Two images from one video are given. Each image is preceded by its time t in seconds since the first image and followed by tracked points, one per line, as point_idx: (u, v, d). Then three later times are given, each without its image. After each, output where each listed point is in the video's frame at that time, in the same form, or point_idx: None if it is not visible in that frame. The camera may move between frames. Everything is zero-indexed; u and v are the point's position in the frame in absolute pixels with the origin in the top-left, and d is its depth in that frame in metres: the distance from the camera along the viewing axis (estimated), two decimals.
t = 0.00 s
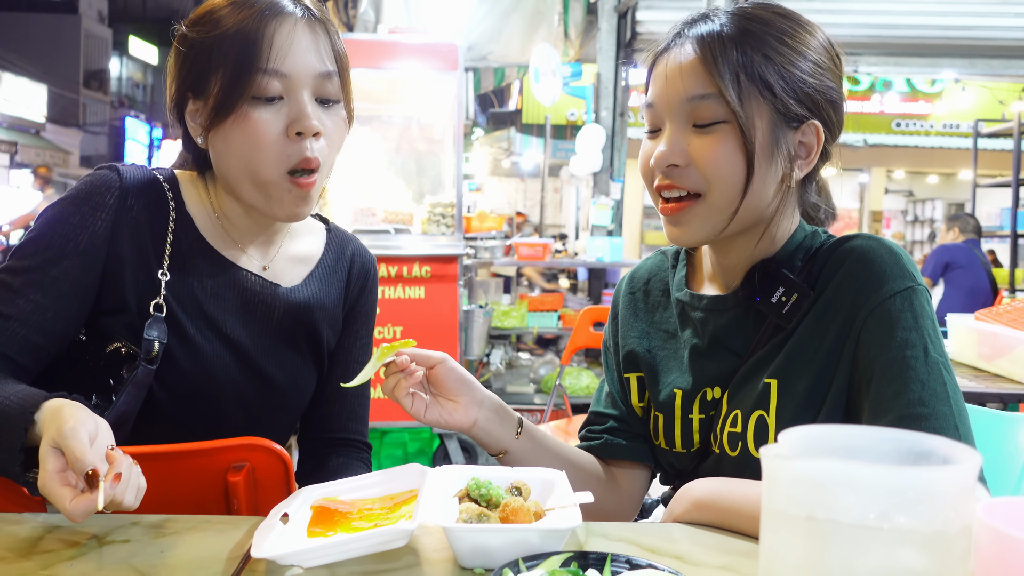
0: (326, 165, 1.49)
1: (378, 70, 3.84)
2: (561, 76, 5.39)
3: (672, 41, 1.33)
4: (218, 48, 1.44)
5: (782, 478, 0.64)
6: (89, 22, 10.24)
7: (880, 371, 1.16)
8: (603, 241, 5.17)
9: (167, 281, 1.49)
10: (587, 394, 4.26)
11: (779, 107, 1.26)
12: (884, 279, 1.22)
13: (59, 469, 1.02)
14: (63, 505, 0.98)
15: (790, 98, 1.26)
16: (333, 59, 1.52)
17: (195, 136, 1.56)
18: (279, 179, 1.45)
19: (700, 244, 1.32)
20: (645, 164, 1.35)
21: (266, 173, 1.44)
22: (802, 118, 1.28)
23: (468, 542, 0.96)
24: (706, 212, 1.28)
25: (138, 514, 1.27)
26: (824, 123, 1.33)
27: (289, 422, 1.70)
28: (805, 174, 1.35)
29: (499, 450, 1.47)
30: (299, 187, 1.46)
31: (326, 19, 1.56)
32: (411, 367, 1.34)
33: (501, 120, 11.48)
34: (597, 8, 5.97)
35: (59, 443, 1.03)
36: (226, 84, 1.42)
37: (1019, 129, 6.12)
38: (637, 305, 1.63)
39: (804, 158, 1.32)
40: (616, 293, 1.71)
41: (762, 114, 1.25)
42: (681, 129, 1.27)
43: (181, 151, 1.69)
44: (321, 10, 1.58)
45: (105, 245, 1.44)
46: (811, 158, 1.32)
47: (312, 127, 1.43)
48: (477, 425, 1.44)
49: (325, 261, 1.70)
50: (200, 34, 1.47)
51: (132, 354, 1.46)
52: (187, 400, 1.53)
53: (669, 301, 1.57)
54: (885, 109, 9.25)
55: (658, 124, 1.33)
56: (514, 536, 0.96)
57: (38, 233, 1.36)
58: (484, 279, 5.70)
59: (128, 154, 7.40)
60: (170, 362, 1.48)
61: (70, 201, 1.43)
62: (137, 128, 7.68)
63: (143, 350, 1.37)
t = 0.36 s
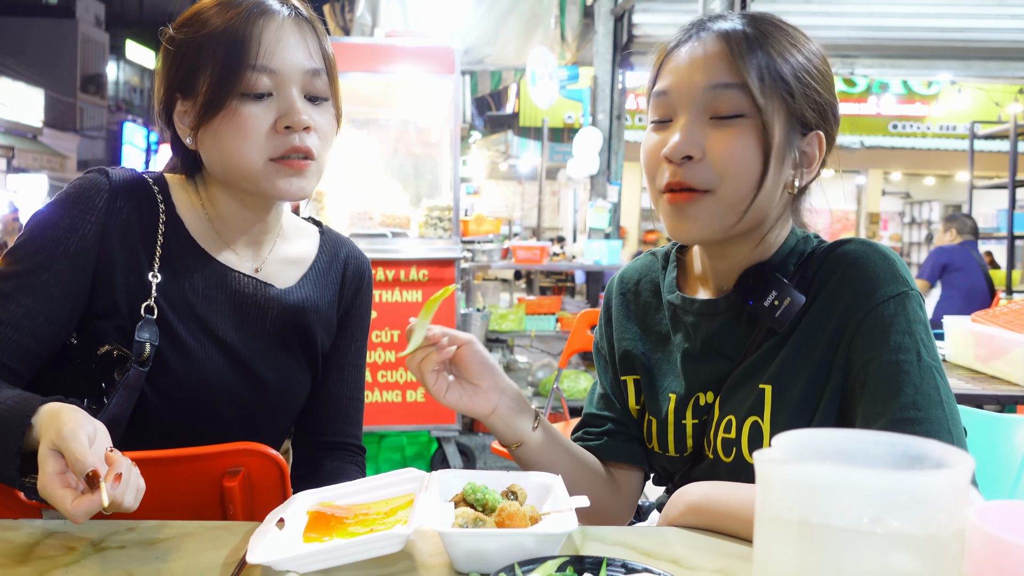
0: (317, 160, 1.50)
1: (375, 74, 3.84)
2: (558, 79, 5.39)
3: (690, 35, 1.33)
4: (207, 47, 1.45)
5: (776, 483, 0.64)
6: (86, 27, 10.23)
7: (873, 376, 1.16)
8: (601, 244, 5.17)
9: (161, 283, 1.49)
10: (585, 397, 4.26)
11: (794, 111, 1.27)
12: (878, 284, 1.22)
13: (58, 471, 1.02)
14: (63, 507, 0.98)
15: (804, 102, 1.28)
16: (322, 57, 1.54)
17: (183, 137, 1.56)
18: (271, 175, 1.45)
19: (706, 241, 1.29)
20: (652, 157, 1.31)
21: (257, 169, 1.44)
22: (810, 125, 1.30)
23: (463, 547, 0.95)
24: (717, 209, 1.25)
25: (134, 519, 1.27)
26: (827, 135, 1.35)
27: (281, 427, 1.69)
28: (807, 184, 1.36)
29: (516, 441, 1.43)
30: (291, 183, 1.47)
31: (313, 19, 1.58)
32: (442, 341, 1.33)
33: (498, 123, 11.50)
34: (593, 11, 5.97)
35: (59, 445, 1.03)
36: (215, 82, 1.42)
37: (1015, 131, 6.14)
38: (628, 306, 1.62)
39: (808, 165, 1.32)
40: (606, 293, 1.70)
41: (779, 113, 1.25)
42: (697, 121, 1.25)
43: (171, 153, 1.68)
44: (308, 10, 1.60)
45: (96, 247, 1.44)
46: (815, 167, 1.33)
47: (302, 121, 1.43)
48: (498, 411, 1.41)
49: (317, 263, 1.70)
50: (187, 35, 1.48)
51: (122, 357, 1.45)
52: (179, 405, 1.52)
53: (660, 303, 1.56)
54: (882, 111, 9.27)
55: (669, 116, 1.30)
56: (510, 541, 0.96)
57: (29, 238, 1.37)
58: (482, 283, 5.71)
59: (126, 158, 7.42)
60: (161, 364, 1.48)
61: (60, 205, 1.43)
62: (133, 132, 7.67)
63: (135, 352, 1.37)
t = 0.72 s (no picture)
0: (312, 159, 1.50)
1: (376, 78, 3.85)
2: (558, 82, 5.40)
3: (701, 37, 1.32)
4: (199, 51, 1.45)
5: (778, 485, 0.64)
6: (88, 32, 10.28)
7: (884, 380, 1.15)
8: (603, 246, 5.18)
9: (155, 287, 1.49)
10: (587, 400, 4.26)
11: (812, 109, 1.28)
12: (889, 288, 1.22)
13: (61, 467, 1.02)
14: (65, 501, 0.98)
15: (819, 99, 1.30)
16: (313, 57, 1.54)
17: (180, 143, 1.57)
18: (267, 176, 1.46)
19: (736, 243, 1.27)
20: (673, 159, 1.29)
21: (253, 170, 1.45)
22: (825, 123, 1.32)
23: (465, 550, 0.96)
24: (746, 210, 1.23)
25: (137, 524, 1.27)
26: (836, 133, 1.37)
27: (282, 431, 1.70)
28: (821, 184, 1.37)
29: (536, 426, 1.45)
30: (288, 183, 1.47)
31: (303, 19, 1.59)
32: (464, 323, 1.36)
33: (499, 126, 11.52)
34: (594, 14, 5.98)
35: (61, 442, 1.03)
36: (209, 85, 1.43)
37: (1017, 131, 6.13)
38: (632, 311, 1.62)
39: (824, 164, 1.34)
40: (609, 299, 1.70)
41: (800, 111, 1.26)
42: (720, 121, 1.25)
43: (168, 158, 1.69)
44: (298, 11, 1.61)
45: (93, 251, 1.45)
46: (829, 165, 1.34)
47: (297, 121, 1.44)
48: (524, 389, 1.45)
49: (316, 266, 1.71)
50: (180, 40, 1.48)
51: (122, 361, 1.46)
52: (183, 410, 1.53)
53: (666, 306, 1.56)
54: (883, 112, 9.27)
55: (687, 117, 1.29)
56: (512, 544, 0.96)
57: (28, 244, 1.38)
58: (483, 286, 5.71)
59: (128, 163, 7.45)
60: (160, 367, 1.49)
61: (56, 210, 1.44)
62: (136, 137, 7.71)
63: (133, 355, 1.38)
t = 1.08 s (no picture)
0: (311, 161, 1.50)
1: (375, 79, 3.85)
2: (558, 83, 5.39)
3: (702, 37, 1.32)
4: (201, 51, 1.46)
5: (776, 486, 0.64)
6: (88, 34, 10.28)
7: (882, 380, 1.16)
8: (603, 247, 5.18)
9: (156, 289, 1.49)
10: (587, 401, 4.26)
11: (810, 113, 1.28)
12: (888, 289, 1.22)
13: (65, 468, 1.02)
14: (66, 499, 0.98)
15: (818, 102, 1.29)
16: (314, 59, 1.55)
17: (181, 143, 1.58)
18: (266, 178, 1.46)
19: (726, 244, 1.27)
20: (667, 158, 1.30)
21: (253, 171, 1.45)
22: (823, 127, 1.31)
23: (465, 551, 0.96)
24: (737, 211, 1.23)
25: (137, 525, 1.27)
26: (837, 138, 1.36)
27: (280, 433, 1.70)
28: (820, 188, 1.36)
29: (550, 423, 1.44)
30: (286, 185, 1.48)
31: (305, 22, 1.59)
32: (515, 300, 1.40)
33: (500, 128, 11.53)
34: (594, 15, 5.98)
35: (65, 443, 1.03)
36: (210, 85, 1.43)
37: (1017, 131, 6.12)
38: (632, 311, 1.62)
39: (821, 168, 1.33)
40: (610, 298, 1.70)
41: (796, 114, 1.25)
42: (714, 122, 1.25)
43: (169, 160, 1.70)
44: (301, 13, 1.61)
45: (93, 254, 1.45)
46: (827, 169, 1.34)
47: (297, 123, 1.44)
48: (543, 387, 1.43)
49: (314, 268, 1.71)
50: (182, 42, 1.48)
51: (122, 362, 1.46)
52: (180, 411, 1.53)
53: (666, 307, 1.56)
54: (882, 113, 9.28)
55: (684, 117, 1.30)
56: (512, 545, 0.96)
57: (29, 246, 1.38)
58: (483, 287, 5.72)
59: (128, 164, 7.46)
60: (160, 368, 1.48)
61: (57, 212, 1.44)
62: (137, 139, 7.73)
63: (133, 357, 1.38)
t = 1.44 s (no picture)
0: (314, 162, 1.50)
1: (373, 78, 3.85)
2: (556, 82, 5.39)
3: (696, 36, 1.33)
4: (202, 51, 1.45)
5: (773, 484, 0.65)
6: (86, 34, 10.27)
7: (881, 378, 1.16)
8: (600, 246, 5.18)
9: (155, 289, 1.49)
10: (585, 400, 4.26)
11: (803, 110, 1.28)
12: (887, 287, 1.22)
13: (61, 468, 1.02)
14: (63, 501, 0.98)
15: (811, 100, 1.29)
16: (316, 60, 1.55)
17: (181, 142, 1.57)
18: (270, 178, 1.46)
19: (717, 238, 1.27)
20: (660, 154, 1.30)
21: (256, 172, 1.45)
22: (817, 125, 1.31)
23: (463, 550, 0.96)
24: (728, 205, 1.23)
25: (136, 524, 1.27)
26: (833, 136, 1.36)
27: (277, 431, 1.69)
28: (815, 186, 1.36)
29: (579, 431, 1.45)
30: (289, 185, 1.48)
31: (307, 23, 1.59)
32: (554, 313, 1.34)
33: (497, 127, 11.53)
34: (591, 14, 5.99)
35: (62, 443, 1.03)
36: (212, 86, 1.43)
37: (1013, 130, 6.13)
38: (632, 310, 1.62)
39: (816, 165, 1.33)
40: (610, 297, 1.70)
41: (788, 110, 1.26)
42: (705, 117, 1.26)
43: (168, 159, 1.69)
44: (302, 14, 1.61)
45: (92, 254, 1.45)
46: (822, 167, 1.33)
47: (300, 124, 1.44)
48: (577, 397, 1.43)
49: (313, 267, 1.71)
50: (182, 42, 1.48)
51: (120, 362, 1.46)
52: (178, 410, 1.53)
53: (665, 306, 1.56)
54: (879, 112, 9.30)
55: (677, 113, 1.31)
56: (509, 543, 0.96)
57: (27, 246, 1.38)
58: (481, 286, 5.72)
59: (125, 163, 7.46)
60: (160, 368, 1.48)
61: (56, 212, 1.44)
62: (133, 137, 7.72)
63: (132, 357, 1.38)
